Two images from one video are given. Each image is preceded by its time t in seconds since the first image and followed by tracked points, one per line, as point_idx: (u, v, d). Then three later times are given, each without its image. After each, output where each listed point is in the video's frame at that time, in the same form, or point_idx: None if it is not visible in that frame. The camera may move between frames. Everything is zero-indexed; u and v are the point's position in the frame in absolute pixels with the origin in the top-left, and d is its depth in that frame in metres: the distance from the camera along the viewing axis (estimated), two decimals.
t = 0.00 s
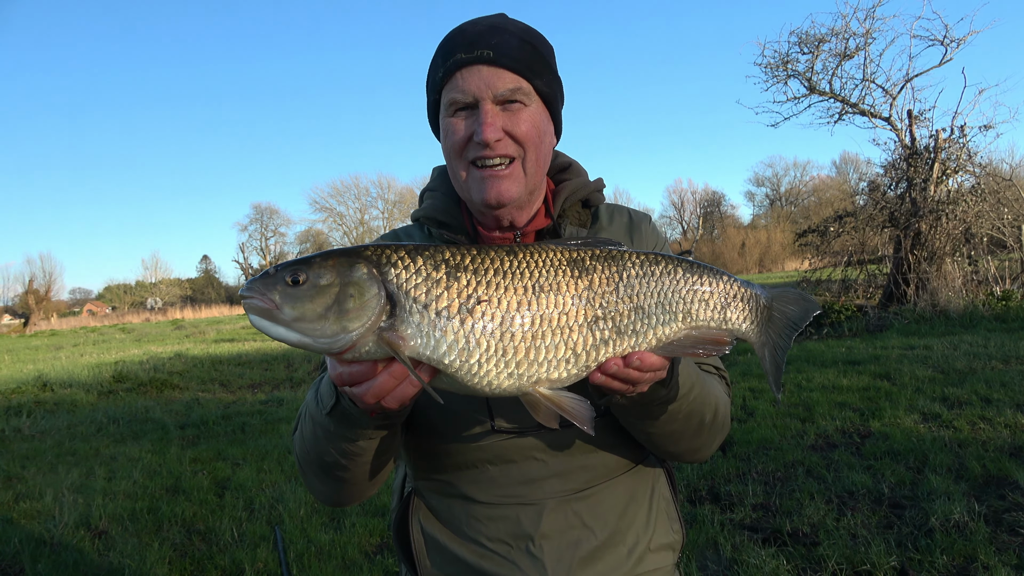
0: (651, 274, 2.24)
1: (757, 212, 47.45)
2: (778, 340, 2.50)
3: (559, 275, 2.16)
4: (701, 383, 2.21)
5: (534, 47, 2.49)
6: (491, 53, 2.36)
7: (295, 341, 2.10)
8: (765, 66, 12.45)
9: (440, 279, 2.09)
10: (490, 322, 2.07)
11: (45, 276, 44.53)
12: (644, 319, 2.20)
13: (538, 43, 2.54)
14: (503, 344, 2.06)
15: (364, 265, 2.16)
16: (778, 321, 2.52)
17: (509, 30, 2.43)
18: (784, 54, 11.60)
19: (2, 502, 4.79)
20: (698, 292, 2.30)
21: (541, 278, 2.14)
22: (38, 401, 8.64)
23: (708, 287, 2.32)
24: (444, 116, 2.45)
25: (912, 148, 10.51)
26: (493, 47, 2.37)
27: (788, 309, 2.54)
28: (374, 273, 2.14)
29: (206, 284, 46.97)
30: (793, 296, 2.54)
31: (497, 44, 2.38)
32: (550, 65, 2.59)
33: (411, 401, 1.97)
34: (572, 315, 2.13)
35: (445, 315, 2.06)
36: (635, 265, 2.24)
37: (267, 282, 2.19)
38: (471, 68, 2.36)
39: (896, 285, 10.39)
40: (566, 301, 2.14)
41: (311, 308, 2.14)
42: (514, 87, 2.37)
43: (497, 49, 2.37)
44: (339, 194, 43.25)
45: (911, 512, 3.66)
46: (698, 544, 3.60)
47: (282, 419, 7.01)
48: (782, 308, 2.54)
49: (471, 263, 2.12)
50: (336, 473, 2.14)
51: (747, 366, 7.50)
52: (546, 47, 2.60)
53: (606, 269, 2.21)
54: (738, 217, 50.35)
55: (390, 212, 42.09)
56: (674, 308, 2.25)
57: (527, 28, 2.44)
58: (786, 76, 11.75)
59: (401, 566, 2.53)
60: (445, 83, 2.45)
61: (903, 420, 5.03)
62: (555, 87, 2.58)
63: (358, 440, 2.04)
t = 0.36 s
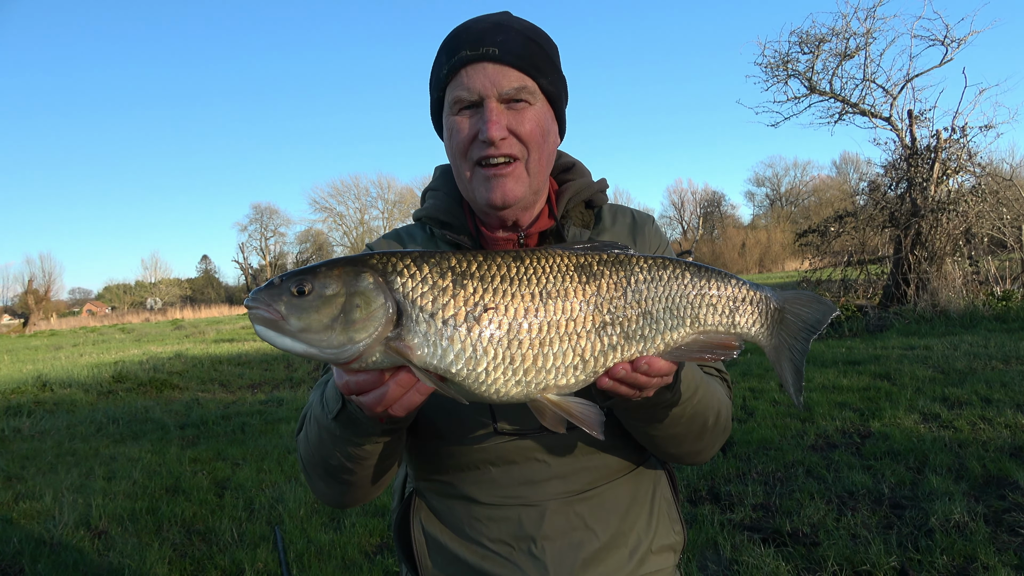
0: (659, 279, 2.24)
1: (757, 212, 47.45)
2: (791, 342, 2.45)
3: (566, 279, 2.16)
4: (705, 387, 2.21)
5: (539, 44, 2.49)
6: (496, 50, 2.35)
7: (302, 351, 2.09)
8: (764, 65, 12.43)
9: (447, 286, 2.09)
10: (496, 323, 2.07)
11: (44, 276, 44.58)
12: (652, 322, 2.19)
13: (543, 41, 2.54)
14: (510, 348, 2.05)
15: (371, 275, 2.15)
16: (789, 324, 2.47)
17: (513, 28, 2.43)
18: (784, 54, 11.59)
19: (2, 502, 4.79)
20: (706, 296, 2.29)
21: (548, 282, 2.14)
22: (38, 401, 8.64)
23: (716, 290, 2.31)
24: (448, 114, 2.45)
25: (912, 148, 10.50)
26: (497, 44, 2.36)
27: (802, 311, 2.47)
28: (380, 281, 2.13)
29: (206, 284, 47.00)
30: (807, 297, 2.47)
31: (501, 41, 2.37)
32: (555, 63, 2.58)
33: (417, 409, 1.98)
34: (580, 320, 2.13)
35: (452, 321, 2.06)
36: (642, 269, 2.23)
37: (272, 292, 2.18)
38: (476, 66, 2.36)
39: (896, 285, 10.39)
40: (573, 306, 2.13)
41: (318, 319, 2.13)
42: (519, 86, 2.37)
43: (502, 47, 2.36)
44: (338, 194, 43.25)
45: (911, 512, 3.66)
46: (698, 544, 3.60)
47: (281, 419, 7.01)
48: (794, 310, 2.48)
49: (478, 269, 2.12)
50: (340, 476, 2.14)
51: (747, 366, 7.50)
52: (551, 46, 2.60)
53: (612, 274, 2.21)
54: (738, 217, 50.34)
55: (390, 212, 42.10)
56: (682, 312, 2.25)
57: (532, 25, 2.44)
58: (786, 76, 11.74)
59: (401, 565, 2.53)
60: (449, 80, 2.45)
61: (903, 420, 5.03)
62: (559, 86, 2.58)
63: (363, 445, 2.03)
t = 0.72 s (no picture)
0: (665, 281, 2.23)
1: (757, 212, 47.46)
2: (795, 348, 2.45)
3: (570, 280, 2.15)
4: (708, 390, 2.20)
5: (544, 44, 2.49)
6: (501, 50, 2.35)
7: (303, 346, 2.09)
8: (764, 65, 12.42)
9: (451, 285, 2.09)
10: (499, 323, 2.07)
11: (44, 276, 44.58)
12: (657, 324, 2.19)
13: (548, 41, 2.53)
14: (513, 349, 2.05)
15: (375, 271, 2.15)
16: (794, 330, 2.47)
17: (519, 28, 2.43)
18: (784, 54, 11.58)
19: (2, 502, 4.79)
20: (713, 298, 2.29)
21: (552, 283, 2.13)
22: (38, 401, 8.63)
23: (722, 294, 2.31)
24: (451, 113, 2.45)
25: (913, 148, 10.49)
26: (503, 44, 2.36)
27: (806, 317, 2.48)
28: (384, 277, 2.13)
29: (206, 283, 47.00)
30: (812, 303, 2.48)
31: (507, 41, 2.37)
32: (560, 64, 2.58)
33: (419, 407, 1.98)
34: (584, 321, 2.12)
35: (455, 322, 2.06)
36: (648, 271, 2.22)
37: (275, 287, 2.19)
38: (481, 66, 2.36)
39: (896, 285, 10.39)
40: (577, 307, 2.13)
41: (321, 315, 2.13)
42: (524, 86, 2.37)
43: (507, 47, 2.36)
44: (338, 194, 43.24)
45: (911, 512, 3.66)
46: (698, 544, 3.60)
47: (282, 419, 7.01)
48: (799, 315, 2.48)
49: (481, 269, 2.12)
50: (341, 476, 2.14)
51: (747, 366, 7.50)
52: (556, 46, 2.59)
53: (617, 275, 2.20)
54: (738, 217, 50.36)
55: (390, 212, 42.10)
56: (687, 314, 2.24)
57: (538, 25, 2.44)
58: (786, 76, 11.73)
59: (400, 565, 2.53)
60: (453, 80, 2.45)
61: (903, 420, 5.04)
62: (563, 86, 2.58)
63: (364, 443, 2.03)
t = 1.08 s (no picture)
0: (662, 279, 2.23)
1: (757, 212, 47.48)
2: (790, 346, 2.45)
3: (567, 279, 2.15)
4: (706, 389, 2.21)
5: (540, 45, 2.49)
6: (498, 53, 2.35)
7: (302, 346, 2.10)
8: (764, 65, 12.41)
9: (448, 284, 2.08)
10: (497, 323, 2.06)
11: (44, 276, 44.62)
12: (653, 323, 2.19)
13: (544, 42, 2.53)
14: (511, 349, 2.05)
15: (372, 271, 2.14)
16: (790, 329, 2.48)
17: (515, 30, 2.43)
18: (784, 54, 11.58)
19: (3, 502, 4.79)
20: (709, 297, 2.29)
21: (549, 282, 2.13)
22: (38, 401, 8.64)
23: (719, 293, 2.31)
24: (448, 115, 2.45)
25: (912, 148, 10.49)
26: (499, 47, 2.36)
27: (803, 316, 2.49)
28: (381, 277, 2.13)
29: (206, 284, 47.11)
30: (808, 302, 2.49)
31: (503, 43, 2.37)
32: (556, 64, 2.58)
33: (417, 405, 1.98)
34: (580, 320, 2.12)
35: (452, 321, 2.05)
36: (644, 270, 2.22)
37: (273, 287, 2.18)
38: (477, 68, 2.36)
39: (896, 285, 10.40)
40: (573, 306, 2.13)
41: (319, 315, 2.13)
42: (521, 88, 2.37)
43: (503, 49, 2.36)
44: (338, 194, 43.24)
45: (911, 512, 3.66)
46: (698, 544, 3.59)
47: (281, 419, 7.01)
48: (795, 314, 2.49)
49: (480, 267, 2.12)
50: (340, 474, 2.14)
51: (747, 366, 7.50)
52: (552, 47, 2.60)
53: (614, 273, 2.20)
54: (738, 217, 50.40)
55: (390, 212, 42.10)
56: (684, 312, 2.24)
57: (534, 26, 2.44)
58: (786, 76, 11.74)
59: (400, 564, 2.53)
60: (449, 82, 2.44)
61: (903, 420, 5.04)
62: (560, 87, 2.58)
63: (364, 441, 2.03)
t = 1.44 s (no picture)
0: (662, 274, 2.23)
1: (757, 212, 47.48)
2: (782, 340, 2.47)
3: (568, 273, 2.15)
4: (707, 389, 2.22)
5: (539, 49, 2.49)
6: (497, 57, 2.35)
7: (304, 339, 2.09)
8: (764, 65, 12.41)
9: (449, 278, 2.09)
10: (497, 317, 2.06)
11: (44, 276, 44.65)
12: (653, 318, 2.19)
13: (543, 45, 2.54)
14: (511, 343, 2.04)
15: (375, 265, 2.15)
16: (784, 326, 2.48)
17: (514, 34, 2.43)
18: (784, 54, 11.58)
19: (3, 502, 4.79)
20: (707, 293, 2.30)
21: (550, 276, 2.13)
22: (39, 401, 8.64)
23: (717, 288, 2.31)
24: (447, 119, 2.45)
25: (912, 148, 10.48)
26: (498, 51, 2.36)
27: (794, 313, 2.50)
28: (384, 272, 2.14)
29: (206, 284, 47.14)
30: (799, 299, 2.50)
31: (502, 46, 2.37)
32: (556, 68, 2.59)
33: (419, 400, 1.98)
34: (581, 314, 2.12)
35: (453, 314, 2.05)
36: (644, 265, 2.23)
37: (277, 281, 2.19)
38: (476, 70, 2.35)
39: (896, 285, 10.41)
40: (574, 299, 2.12)
41: (322, 308, 2.13)
42: (520, 91, 2.36)
43: (502, 52, 2.36)
44: (338, 194, 43.25)
45: (911, 512, 3.66)
46: (698, 544, 3.59)
47: (282, 419, 7.01)
48: (788, 310, 2.50)
49: (481, 262, 2.12)
50: (340, 473, 2.14)
51: (747, 366, 7.51)
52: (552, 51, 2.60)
53: (615, 268, 2.20)
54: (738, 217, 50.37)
55: (390, 212, 42.10)
56: (683, 308, 2.24)
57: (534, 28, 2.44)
58: (786, 76, 11.74)
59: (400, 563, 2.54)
60: (448, 85, 2.44)
61: (903, 420, 5.04)
62: (559, 90, 2.58)
63: (366, 438, 2.03)
